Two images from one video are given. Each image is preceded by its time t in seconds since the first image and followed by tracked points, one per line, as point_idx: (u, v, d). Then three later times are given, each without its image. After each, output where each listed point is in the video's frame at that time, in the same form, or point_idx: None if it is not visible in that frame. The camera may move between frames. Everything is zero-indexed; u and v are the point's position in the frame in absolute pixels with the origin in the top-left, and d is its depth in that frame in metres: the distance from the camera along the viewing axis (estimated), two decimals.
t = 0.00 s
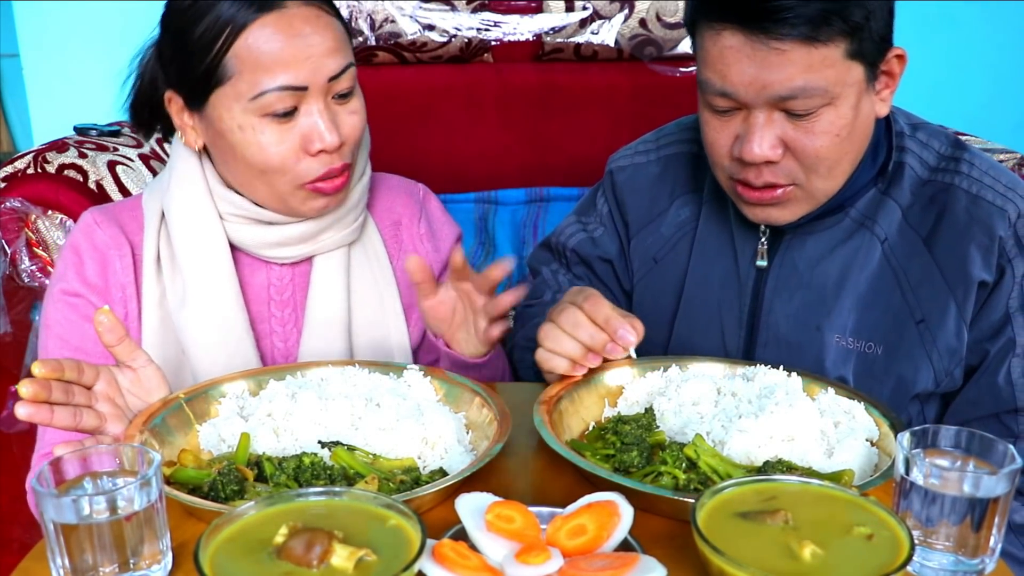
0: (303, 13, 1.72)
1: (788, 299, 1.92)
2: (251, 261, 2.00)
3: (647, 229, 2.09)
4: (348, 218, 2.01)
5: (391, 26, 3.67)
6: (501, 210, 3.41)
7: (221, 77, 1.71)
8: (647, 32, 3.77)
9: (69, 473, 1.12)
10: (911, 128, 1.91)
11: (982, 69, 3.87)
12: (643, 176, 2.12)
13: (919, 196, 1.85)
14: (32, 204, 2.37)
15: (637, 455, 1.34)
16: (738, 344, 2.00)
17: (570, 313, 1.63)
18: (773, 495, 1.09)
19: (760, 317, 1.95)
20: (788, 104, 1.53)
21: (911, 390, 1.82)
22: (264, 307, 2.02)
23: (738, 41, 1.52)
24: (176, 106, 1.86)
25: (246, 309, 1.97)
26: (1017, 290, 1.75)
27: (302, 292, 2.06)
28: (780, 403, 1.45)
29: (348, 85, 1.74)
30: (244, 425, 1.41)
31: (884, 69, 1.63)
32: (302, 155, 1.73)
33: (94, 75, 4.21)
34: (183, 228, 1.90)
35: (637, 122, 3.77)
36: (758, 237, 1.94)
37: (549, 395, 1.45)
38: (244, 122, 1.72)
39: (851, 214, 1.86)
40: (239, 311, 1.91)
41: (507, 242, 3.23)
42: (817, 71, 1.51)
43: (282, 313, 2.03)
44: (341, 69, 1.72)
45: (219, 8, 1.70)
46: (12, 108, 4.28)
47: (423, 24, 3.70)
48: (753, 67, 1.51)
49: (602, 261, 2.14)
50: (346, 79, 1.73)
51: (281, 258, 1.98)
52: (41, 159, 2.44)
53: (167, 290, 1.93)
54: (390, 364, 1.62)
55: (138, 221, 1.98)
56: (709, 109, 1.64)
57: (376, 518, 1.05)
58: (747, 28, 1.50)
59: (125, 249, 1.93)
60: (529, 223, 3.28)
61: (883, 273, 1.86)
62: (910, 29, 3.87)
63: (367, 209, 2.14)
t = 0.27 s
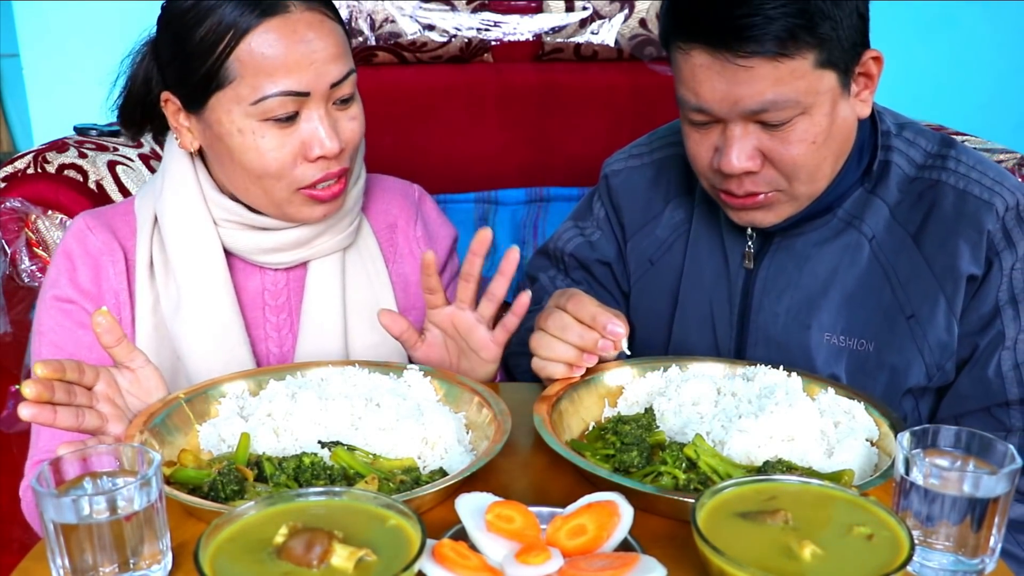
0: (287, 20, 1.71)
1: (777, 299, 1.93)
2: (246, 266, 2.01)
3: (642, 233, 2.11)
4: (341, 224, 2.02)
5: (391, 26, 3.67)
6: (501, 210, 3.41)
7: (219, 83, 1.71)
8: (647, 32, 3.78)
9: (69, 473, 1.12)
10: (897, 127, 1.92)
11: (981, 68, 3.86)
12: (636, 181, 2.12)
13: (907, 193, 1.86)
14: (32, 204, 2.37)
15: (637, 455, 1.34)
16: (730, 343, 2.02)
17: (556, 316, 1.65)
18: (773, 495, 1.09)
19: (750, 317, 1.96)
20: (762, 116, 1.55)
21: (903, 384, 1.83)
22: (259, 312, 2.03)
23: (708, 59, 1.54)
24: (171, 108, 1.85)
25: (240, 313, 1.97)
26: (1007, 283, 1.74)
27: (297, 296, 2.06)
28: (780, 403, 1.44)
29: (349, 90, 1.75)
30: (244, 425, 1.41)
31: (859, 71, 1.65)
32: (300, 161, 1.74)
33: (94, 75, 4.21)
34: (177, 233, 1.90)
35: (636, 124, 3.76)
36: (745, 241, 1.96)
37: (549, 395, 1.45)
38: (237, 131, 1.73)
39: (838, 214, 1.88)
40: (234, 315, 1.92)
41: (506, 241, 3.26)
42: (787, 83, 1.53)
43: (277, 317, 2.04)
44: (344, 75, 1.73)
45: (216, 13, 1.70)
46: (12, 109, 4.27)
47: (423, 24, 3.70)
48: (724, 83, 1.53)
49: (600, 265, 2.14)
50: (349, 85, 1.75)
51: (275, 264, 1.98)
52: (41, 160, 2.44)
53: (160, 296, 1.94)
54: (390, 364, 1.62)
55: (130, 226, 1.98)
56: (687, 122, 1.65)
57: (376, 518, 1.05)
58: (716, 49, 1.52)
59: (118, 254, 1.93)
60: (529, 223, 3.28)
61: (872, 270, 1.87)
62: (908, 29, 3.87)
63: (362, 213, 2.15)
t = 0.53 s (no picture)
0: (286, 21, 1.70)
1: (774, 300, 1.94)
2: (248, 268, 2.01)
3: (640, 235, 2.10)
4: (344, 226, 2.02)
5: (391, 26, 3.68)
6: (501, 210, 3.41)
7: (233, 82, 1.71)
8: (647, 32, 3.77)
9: (68, 473, 1.12)
10: (892, 126, 1.93)
11: (983, 68, 3.85)
12: (633, 183, 2.13)
13: (903, 192, 1.87)
14: (32, 204, 2.38)
15: (638, 455, 1.34)
16: (728, 344, 2.01)
17: (568, 319, 1.63)
18: (773, 495, 1.09)
19: (748, 318, 1.96)
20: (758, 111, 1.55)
21: (902, 384, 1.83)
22: (261, 316, 2.03)
23: (703, 55, 1.54)
24: (182, 108, 1.85)
25: (243, 317, 1.97)
26: (1003, 281, 1.75)
27: (299, 299, 2.06)
28: (780, 403, 1.44)
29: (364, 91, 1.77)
30: (244, 425, 1.41)
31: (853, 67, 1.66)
32: (317, 160, 1.74)
33: (93, 75, 4.21)
34: (179, 237, 1.90)
35: (636, 122, 3.76)
36: (740, 239, 1.97)
37: (549, 395, 1.45)
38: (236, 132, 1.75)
39: (834, 214, 1.88)
40: (237, 321, 1.92)
41: (506, 242, 3.25)
42: (783, 76, 1.53)
43: (279, 321, 2.04)
44: (358, 76, 1.73)
45: (233, 15, 1.70)
46: (12, 110, 4.27)
47: (423, 24, 3.70)
48: (719, 78, 1.53)
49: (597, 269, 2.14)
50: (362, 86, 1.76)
51: (278, 266, 1.99)
52: (41, 160, 2.44)
53: (162, 300, 1.94)
54: (390, 364, 1.62)
55: (130, 230, 1.98)
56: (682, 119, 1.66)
57: (376, 518, 1.05)
58: (711, 45, 1.52)
59: (119, 259, 1.93)
60: (529, 223, 3.28)
61: (869, 270, 1.87)
62: (909, 29, 3.87)
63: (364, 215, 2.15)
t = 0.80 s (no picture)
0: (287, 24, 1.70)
1: (767, 300, 1.94)
2: (252, 270, 2.02)
3: (635, 233, 2.10)
4: (349, 229, 2.03)
5: (391, 26, 3.69)
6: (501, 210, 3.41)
7: (240, 83, 1.71)
8: (647, 33, 3.78)
9: (69, 473, 1.12)
10: (889, 126, 1.93)
11: (983, 69, 3.85)
12: (628, 181, 2.13)
13: (898, 193, 1.87)
14: (32, 204, 2.38)
15: (637, 455, 1.34)
16: (723, 344, 2.02)
17: (565, 314, 1.65)
18: (773, 495, 1.09)
19: (742, 319, 1.97)
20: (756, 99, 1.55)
21: (894, 387, 1.83)
22: (264, 317, 2.03)
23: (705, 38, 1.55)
24: (188, 109, 1.84)
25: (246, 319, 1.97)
26: (998, 287, 1.75)
27: (303, 301, 2.06)
28: (780, 403, 1.44)
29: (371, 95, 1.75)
30: (244, 425, 1.41)
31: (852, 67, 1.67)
32: (322, 166, 1.74)
33: (94, 75, 4.21)
34: (183, 237, 1.91)
35: (636, 122, 3.75)
36: (733, 233, 1.97)
37: (550, 395, 1.45)
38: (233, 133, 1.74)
39: (829, 213, 1.89)
40: (241, 322, 1.92)
41: (506, 242, 3.24)
42: (784, 66, 1.54)
43: (282, 322, 2.04)
44: (367, 81, 1.73)
45: (241, 17, 1.70)
46: (12, 110, 4.27)
47: (423, 24, 3.71)
48: (718, 63, 1.54)
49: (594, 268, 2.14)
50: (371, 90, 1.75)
51: (282, 268, 1.99)
52: (41, 160, 2.44)
53: (165, 301, 1.94)
54: (390, 364, 1.62)
55: (134, 230, 1.98)
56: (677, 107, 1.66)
57: (376, 518, 1.05)
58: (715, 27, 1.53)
59: (123, 259, 1.93)
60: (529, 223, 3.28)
61: (862, 271, 1.88)
62: (909, 29, 3.87)
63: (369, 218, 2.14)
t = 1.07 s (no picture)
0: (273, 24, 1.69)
1: (768, 304, 1.94)
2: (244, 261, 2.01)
3: (635, 236, 2.10)
4: (338, 222, 2.01)
5: (391, 26, 3.68)
6: (501, 210, 3.42)
7: (215, 76, 1.71)
8: (647, 32, 3.77)
9: (69, 473, 1.12)
10: (889, 128, 1.93)
11: (983, 69, 3.85)
12: (627, 184, 2.13)
13: (898, 196, 1.87)
14: (32, 204, 2.38)
15: (638, 455, 1.34)
16: (723, 345, 2.02)
17: (574, 308, 1.62)
18: (773, 495, 1.09)
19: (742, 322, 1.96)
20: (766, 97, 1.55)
21: (893, 392, 1.83)
22: (258, 307, 2.03)
23: (713, 34, 1.55)
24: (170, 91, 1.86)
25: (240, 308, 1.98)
26: (998, 291, 1.76)
27: (295, 292, 2.07)
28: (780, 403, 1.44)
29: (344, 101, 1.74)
30: (244, 425, 1.41)
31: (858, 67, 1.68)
32: (283, 164, 1.74)
33: (94, 74, 4.21)
34: (177, 229, 1.90)
35: (636, 122, 3.76)
36: (734, 233, 1.98)
37: (550, 395, 1.45)
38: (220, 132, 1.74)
39: (829, 216, 1.89)
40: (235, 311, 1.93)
41: (506, 242, 3.23)
42: (794, 63, 1.54)
43: (276, 313, 2.04)
44: (339, 86, 1.71)
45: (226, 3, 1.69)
46: (12, 111, 4.28)
47: (423, 24, 3.71)
48: (728, 60, 1.54)
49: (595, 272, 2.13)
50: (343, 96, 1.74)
51: (271, 260, 1.98)
52: (41, 159, 2.44)
53: (159, 290, 1.94)
54: (390, 364, 1.62)
55: (131, 222, 1.98)
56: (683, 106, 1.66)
57: (376, 518, 1.05)
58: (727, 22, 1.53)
59: (119, 249, 1.93)
60: (529, 223, 3.28)
61: (863, 273, 1.88)
62: (909, 29, 3.87)
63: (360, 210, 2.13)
